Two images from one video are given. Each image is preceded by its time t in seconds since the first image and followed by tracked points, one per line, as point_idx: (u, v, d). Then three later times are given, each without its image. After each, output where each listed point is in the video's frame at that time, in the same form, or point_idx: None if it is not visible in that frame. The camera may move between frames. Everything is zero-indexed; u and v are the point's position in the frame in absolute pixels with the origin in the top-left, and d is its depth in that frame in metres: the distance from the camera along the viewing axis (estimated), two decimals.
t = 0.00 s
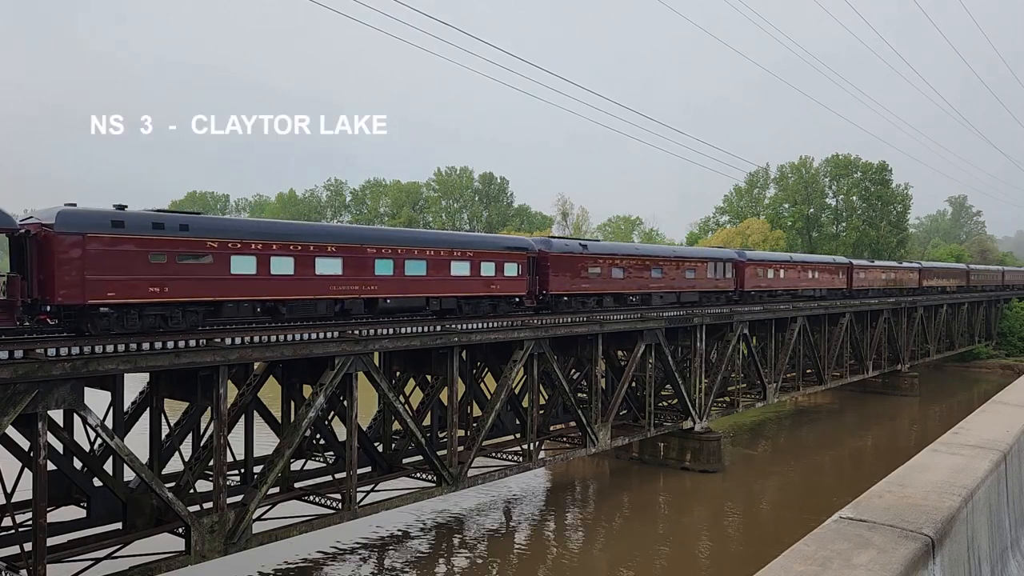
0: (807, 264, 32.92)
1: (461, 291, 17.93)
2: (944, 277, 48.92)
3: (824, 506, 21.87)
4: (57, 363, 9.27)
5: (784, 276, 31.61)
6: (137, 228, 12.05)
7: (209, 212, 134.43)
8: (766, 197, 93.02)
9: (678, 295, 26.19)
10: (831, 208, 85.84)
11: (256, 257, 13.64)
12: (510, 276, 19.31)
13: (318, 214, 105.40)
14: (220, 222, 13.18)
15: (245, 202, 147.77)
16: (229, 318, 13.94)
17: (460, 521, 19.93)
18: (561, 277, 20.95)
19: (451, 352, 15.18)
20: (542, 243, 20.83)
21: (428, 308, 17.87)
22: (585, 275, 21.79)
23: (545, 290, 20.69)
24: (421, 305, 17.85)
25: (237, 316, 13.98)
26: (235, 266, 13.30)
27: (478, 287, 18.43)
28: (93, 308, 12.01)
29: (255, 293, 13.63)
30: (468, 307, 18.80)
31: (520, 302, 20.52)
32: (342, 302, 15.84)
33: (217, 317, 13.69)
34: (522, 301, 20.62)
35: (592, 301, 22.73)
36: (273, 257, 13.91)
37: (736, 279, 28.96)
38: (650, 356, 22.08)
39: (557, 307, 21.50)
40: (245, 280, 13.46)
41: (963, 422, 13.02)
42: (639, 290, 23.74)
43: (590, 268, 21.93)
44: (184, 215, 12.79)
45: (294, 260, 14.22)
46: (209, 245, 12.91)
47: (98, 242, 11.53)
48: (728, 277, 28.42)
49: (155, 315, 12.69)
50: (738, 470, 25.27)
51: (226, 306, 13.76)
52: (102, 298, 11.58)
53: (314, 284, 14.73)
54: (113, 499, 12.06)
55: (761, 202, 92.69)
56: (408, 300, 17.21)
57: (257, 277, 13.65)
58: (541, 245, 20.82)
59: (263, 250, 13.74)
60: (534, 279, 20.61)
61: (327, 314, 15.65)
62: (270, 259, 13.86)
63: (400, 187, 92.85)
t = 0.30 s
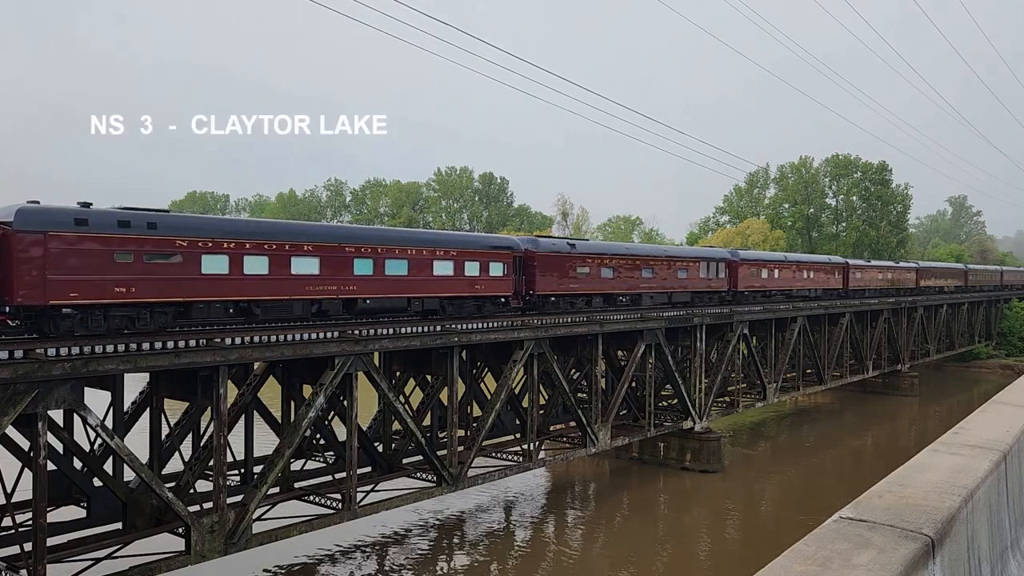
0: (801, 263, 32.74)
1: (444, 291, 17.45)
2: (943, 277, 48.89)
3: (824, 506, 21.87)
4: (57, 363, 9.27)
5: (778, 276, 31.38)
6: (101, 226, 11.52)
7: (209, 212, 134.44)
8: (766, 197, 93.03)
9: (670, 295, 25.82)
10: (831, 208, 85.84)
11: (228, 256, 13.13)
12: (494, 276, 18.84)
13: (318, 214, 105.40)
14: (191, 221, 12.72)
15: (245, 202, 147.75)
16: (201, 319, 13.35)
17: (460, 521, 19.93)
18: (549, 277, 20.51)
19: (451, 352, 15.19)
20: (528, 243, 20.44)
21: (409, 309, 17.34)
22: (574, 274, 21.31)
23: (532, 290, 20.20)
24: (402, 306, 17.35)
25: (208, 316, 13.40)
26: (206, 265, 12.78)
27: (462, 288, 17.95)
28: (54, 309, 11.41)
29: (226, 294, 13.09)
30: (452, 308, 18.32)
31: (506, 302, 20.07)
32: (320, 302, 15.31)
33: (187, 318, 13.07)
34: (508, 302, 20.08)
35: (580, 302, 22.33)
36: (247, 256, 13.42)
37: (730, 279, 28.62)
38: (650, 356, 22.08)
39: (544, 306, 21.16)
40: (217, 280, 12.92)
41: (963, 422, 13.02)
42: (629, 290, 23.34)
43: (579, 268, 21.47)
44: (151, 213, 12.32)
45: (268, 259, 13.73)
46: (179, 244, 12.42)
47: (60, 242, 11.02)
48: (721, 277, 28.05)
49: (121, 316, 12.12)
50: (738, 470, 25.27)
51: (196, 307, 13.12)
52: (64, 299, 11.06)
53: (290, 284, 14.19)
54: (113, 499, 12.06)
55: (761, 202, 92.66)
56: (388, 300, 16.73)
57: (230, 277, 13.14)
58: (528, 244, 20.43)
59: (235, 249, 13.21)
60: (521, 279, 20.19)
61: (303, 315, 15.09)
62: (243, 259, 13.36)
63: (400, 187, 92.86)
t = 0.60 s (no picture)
0: (796, 263, 32.53)
1: (427, 292, 16.93)
2: (943, 277, 48.89)
3: (824, 506, 21.88)
4: (57, 363, 9.27)
5: (772, 276, 31.01)
6: (64, 224, 10.92)
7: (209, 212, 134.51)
8: (766, 197, 93.03)
9: (661, 295, 25.38)
10: (831, 208, 85.85)
11: (199, 256, 12.58)
12: (478, 275, 18.34)
13: (318, 214, 105.41)
14: (157, 219, 12.10)
15: (246, 202, 147.73)
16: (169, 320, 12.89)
17: (460, 521, 19.93)
18: (536, 277, 19.96)
19: (451, 352, 15.18)
20: (514, 242, 19.90)
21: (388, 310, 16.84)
22: (561, 274, 20.76)
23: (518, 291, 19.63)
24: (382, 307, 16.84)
25: (177, 317, 12.90)
26: (175, 265, 12.25)
27: (445, 287, 17.44)
28: (14, 309, 10.86)
29: (197, 295, 12.57)
30: (435, 309, 17.81)
31: (491, 302, 19.53)
32: (295, 303, 14.80)
33: (154, 319, 12.67)
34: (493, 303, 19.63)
35: (569, 303, 21.78)
36: (218, 255, 12.87)
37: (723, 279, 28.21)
38: (650, 356, 22.08)
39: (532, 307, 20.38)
40: (187, 281, 12.41)
41: (963, 422, 13.01)
42: (619, 290, 22.87)
43: (566, 267, 20.93)
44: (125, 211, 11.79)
45: (241, 259, 13.21)
46: (146, 242, 11.89)
47: (20, 240, 10.44)
48: (714, 277, 27.62)
49: (84, 317, 11.59)
50: (738, 470, 25.27)
51: (165, 308, 12.70)
52: (24, 301, 10.51)
53: (265, 285, 13.66)
54: (113, 499, 12.06)
55: (761, 202, 92.64)
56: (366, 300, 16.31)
57: (201, 277, 12.60)
58: (515, 243, 19.89)
59: (206, 249, 12.66)
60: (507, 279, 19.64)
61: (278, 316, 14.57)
62: (215, 258, 12.82)
63: (400, 187, 92.88)
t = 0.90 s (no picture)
0: (790, 263, 32.41)
1: (409, 292, 16.71)
2: (943, 277, 48.88)
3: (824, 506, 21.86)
4: (57, 363, 9.27)
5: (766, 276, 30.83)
6: (23, 222, 10.77)
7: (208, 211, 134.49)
8: (766, 197, 93.00)
9: (652, 296, 25.13)
10: (831, 208, 85.84)
11: (167, 255, 12.44)
12: (461, 276, 18.10)
13: (318, 214, 105.35)
14: (147, 218, 12.25)
15: (245, 201, 147.69)
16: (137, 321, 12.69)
17: (460, 521, 19.93)
18: (521, 277, 19.73)
19: (451, 352, 15.18)
20: (500, 242, 19.63)
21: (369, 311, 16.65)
22: (548, 274, 20.50)
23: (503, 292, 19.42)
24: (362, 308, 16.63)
25: (144, 318, 12.73)
26: (142, 264, 12.10)
27: (427, 287, 17.22)
28: None
29: (164, 295, 12.39)
30: (417, 310, 17.59)
31: (475, 302, 19.30)
32: (270, 304, 14.56)
33: (121, 321, 12.48)
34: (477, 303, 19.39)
35: (556, 303, 21.53)
36: (188, 255, 12.70)
37: (716, 279, 27.99)
38: (650, 356, 22.08)
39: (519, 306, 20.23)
40: (155, 281, 12.27)
41: (963, 421, 13.02)
42: (608, 290, 22.64)
43: (553, 267, 20.69)
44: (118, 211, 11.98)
45: (213, 258, 13.01)
46: (111, 242, 11.73)
47: None
48: (707, 277, 27.41)
49: (47, 318, 11.42)
50: (739, 470, 25.26)
51: (132, 309, 12.54)
52: None
53: (239, 285, 13.45)
54: (113, 499, 12.06)
55: (761, 203, 92.60)
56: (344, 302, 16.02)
57: (169, 277, 12.45)
58: (501, 243, 19.65)
59: (176, 248, 12.54)
60: (492, 279, 19.49)
61: (253, 317, 14.37)
62: (185, 257, 12.65)
63: (400, 187, 92.82)
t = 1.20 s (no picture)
0: (784, 263, 32.19)
1: (389, 292, 16.18)
2: (943, 277, 48.86)
3: (824, 506, 21.87)
4: (57, 363, 9.27)
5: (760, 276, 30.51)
6: None
7: (208, 211, 134.56)
8: (766, 197, 93.00)
9: (642, 296, 24.78)
10: (831, 208, 85.84)
11: (135, 254, 11.80)
12: (445, 275, 17.54)
13: (318, 214, 105.38)
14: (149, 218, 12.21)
15: (246, 202, 147.74)
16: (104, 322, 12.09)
17: (461, 521, 19.93)
18: (507, 277, 19.31)
19: (451, 352, 15.18)
20: (486, 241, 19.30)
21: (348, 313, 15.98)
22: (535, 274, 20.14)
23: (488, 292, 19.05)
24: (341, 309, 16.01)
25: (110, 318, 12.16)
26: (107, 264, 11.46)
27: (409, 288, 16.65)
28: None
29: (132, 296, 11.76)
30: (399, 311, 17.02)
31: (459, 303, 18.87)
32: (244, 304, 13.98)
33: (86, 322, 11.93)
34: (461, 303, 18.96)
35: (544, 304, 21.15)
36: (156, 254, 12.08)
37: (709, 279, 27.70)
38: (650, 356, 22.08)
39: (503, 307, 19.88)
40: (121, 282, 11.63)
41: (963, 422, 13.01)
42: (597, 290, 22.28)
43: (540, 267, 20.34)
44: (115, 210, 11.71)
45: (183, 258, 12.42)
46: (75, 240, 11.08)
47: None
48: (700, 277, 27.08)
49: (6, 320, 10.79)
50: (738, 470, 25.27)
51: (97, 310, 11.98)
52: None
53: (210, 285, 12.85)
54: (113, 499, 12.06)
55: (761, 203, 92.58)
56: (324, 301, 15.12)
57: (136, 277, 11.80)
58: (486, 242, 19.27)
59: (143, 247, 11.89)
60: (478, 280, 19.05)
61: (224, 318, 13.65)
62: (152, 257, 12.03)
63: (400, 187, 92.86)
